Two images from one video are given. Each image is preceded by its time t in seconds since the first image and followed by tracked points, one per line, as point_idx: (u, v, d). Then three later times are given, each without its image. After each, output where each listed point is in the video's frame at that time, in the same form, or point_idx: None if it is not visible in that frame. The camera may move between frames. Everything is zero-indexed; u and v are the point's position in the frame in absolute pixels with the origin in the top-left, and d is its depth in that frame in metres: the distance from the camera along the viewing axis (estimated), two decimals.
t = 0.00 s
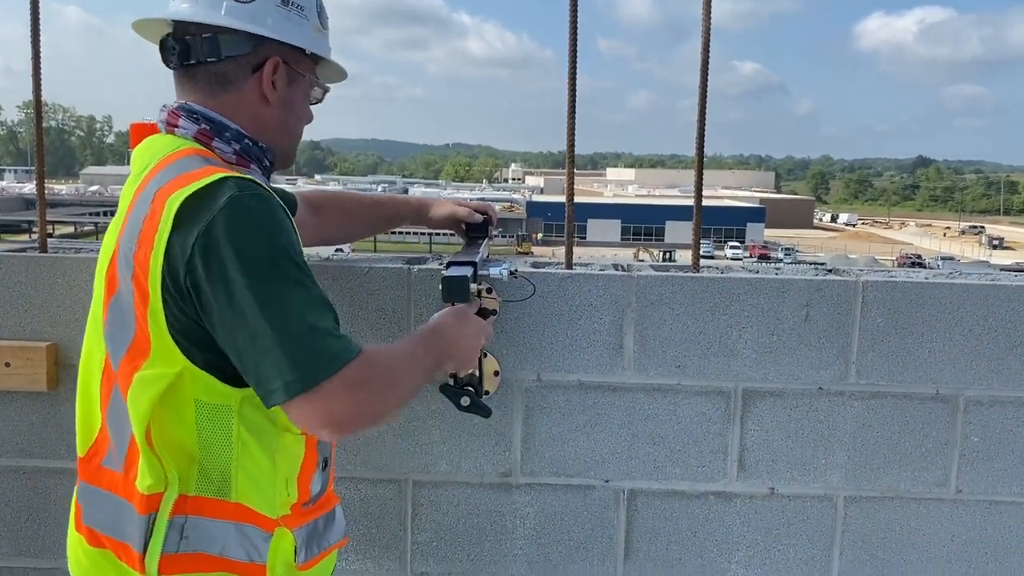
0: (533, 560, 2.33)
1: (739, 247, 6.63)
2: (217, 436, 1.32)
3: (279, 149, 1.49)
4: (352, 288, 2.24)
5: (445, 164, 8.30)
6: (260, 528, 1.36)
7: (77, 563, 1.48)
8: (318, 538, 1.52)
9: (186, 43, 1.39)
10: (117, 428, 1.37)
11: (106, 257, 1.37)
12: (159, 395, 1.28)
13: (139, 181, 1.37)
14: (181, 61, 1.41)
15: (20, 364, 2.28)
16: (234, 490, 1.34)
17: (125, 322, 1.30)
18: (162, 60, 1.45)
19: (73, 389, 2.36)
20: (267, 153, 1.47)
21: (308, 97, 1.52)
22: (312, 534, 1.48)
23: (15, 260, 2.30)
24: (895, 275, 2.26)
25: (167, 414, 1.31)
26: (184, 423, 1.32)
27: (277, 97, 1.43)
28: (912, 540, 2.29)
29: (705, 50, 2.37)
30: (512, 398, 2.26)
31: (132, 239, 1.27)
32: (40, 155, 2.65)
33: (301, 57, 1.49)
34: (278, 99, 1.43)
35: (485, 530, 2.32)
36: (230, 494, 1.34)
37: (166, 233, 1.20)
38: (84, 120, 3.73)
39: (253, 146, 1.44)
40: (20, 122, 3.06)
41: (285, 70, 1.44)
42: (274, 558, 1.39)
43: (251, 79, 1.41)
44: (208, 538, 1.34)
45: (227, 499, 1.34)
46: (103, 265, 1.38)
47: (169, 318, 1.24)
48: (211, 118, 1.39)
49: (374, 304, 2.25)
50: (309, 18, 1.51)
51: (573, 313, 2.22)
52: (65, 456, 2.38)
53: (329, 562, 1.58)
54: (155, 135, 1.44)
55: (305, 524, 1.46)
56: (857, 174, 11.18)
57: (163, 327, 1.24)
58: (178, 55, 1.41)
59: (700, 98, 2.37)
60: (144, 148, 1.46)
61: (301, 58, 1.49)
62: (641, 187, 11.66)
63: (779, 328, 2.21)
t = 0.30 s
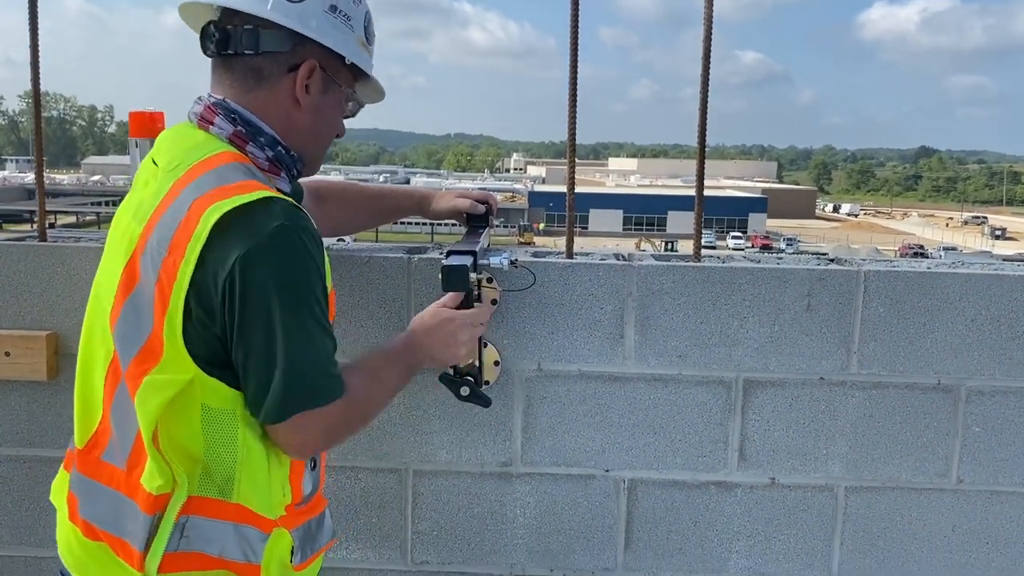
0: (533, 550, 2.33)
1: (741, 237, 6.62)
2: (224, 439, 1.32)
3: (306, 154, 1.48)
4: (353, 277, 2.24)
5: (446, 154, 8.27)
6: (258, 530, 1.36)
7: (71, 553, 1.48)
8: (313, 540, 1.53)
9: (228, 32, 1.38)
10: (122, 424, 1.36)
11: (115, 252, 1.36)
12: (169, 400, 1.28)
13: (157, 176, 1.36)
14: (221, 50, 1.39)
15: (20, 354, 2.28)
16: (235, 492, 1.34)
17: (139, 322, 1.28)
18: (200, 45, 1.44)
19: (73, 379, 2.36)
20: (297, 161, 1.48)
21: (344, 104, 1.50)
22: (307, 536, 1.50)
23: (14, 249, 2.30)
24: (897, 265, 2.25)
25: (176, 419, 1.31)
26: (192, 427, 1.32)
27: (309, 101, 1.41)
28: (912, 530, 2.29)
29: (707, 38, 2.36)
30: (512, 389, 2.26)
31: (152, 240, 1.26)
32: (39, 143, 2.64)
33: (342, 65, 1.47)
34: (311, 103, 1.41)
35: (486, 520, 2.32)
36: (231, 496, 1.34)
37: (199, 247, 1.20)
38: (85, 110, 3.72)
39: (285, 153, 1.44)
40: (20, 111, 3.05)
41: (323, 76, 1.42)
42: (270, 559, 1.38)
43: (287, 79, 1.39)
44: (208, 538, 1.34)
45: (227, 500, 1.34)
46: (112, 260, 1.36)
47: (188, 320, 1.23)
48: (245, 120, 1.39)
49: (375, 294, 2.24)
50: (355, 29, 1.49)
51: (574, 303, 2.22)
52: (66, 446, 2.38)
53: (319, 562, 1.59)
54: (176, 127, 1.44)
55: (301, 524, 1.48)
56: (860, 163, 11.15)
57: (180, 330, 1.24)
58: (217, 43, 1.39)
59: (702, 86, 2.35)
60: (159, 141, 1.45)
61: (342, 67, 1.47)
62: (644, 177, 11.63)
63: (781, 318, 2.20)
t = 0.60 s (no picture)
0: (532, 542, 2.33)
1: (743, 231, 6.60)
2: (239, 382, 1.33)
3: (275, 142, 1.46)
4: (350, 270, 2.23)
5: (448, 147, 8.25)
6: (276, 479, 1.37)
7: (83, 528, 1.45)
8: (331, 498, 1.52)
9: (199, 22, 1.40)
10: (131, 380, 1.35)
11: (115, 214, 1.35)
12: (189, 337, 1.28)
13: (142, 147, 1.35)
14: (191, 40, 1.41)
15: (18, 346, 2.28)
16: (250, 438, 1.35)
17: (146, 267, 1.27)
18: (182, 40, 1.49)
19: (70, 372, 2.35)
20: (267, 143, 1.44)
21: (312, 96, 1.49)
22: (325, 491, 1.50)
23: (11, 241, 2.29)
24: (896, 258, 2.24)
25: (191, 362, 1.31)
26: (207, 370, 1.32)
27: (273, 85, 1.40)
28: (912, 523, 2.28)
29: (706, 30, 2.34)
30: (510, 381, 2.26)
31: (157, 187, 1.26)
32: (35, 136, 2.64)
33: (309, 54, 1.45)
34: (274, 87, 1.40)
35: (484, 512, 2.32)
36: (247, 443, 1.35)
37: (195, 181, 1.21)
38: (85, 103, 3.71)
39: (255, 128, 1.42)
40: (19, 104, 3.04)
41: (287, 62, 1.41)
42: (287, 509, 1.40)
43: (250, 63, 1.39)
44: (225, 487, 1.35)
45: (243, 447, 1.35)
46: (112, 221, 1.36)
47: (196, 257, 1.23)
48: (220, 90, 1.38)
49: (371, 286, 2.24)
50: (325, 22, 1.47)
51: (571, 296, 2.21)
52: (64, 438, 2.38)
53: (340, 524, 1.59)
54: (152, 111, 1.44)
55: (318, 480, 1.47)
56: (862, 156, 11.12)
57: (193, 266, 1.24)
58: (190, 34, 1.41)
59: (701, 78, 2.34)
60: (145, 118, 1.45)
61: (308, 56, 1.45)
62: (646, 170, 11.61)
63: (780, 310, 2.19)
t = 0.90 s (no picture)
0: (528, 541, 2.33)
1: (743, 227, 6.59)
2: (224, 428, 1.32)
3: (305, 160, 1.44)
4: (346, 269, 2.22)
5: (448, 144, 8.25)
6: (250, 521, 1.39)
7: (53, 537, 1.43)
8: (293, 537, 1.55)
9: (235, 31, 1.36)
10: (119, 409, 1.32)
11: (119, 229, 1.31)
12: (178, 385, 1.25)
13: (165, 159, 1.31)
14: (227, 48, 1.37)
15: (13, 345, 2.28)
16: (230, 481, 1.36)
17: (141, 312, 1.24)
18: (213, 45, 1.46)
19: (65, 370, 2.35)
20: (295, 162, 1.43)
21: (344, 113, 1.47)
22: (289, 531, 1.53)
23: (6, 240, 2.29)
24: (893, 255, 2.23)
25: (180, 405, 1.29)
26: (195, 414, 1.30)
27: (310, 105, 1.38)
28: (909, 521, 2.28)
29: (702, 27, 2.34)
30: (507, 379, 2.25)
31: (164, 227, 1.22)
32: (31, 134, 2.63)
33: (345, 73, 1.44)
34: (312, 106, 1.38)
35: (481, 511, 2.32)
36: (226, 485, 1.36)
37: (210, 231, 1.16)
38: (83, 101, 3.71)
39: (285, 152, 1.40)
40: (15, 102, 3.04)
41: (325, 81, 1.39)
42: (258, 551, 1.41)
43: (288, 80, 1.36)
44: (201, 527, 1.35)
45: (222, 489, 1.35)
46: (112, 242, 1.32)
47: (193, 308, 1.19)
48: (250, 115, 1.36)
49: (367, 285, 2.23)
50: (362, 39, 1.46)
51: (568, 294, 2.20)
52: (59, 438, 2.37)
53: (297, 560, 1.62)
54: (177, 117, 1.40)
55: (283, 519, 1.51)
56: (862, 153, 11.11)
57: (189, 320, 1.20)
58: (224, 41, 1.37)
59: (697, 75, 2.33)
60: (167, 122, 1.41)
61: (344, 75, 1.44)
62: (646, 168, 11.60)
63: (776, 308, 2.19)
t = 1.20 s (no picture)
0: (527, 543, 2.33)
1: (743, 229, 6.59)
2: (216, 432, 1.32)
3: (298, 158, 1.46)
4: (345, 271, 2.23)
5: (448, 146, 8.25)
6: (247, 526, 1.39)
7: (55, 543, 1.45)
8: (301, 540, 1.55)
9: (227, 30, 1.37)
10: (112, 413, 1.33)
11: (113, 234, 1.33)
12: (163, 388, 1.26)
13: (154, 162, 1.32)
14: (219, 48, 1.38)
15: (12, 348, 2.28)
16: (225, 486, 1.36)
17: (128, 315, 1.25)
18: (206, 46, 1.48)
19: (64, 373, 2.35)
20: (288, 160, 1.45)
21: (337, 110, 1.48)
22: (294, 537, 1.52)
23: (5, 243, 2.29)
24: (891, 257, 2.23)
25: (168, 409, 1.30)
26: (185, 418, 1.31)
27: (303, 102, 1.39)
28: (908, 523, 2.28)
29: (700, 29, 2.34)
30: (506, 381, 2.25)
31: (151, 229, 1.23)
32: (30, 137, 2.63)
33: (337, 70, 1.45)
34: (305, 104, 1.39)
35: (480, 513, 2.32)
36: (222, 490, 1.36)
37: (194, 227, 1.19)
38: (84, 103, 3.72)
39: (277, 150, 1.41)
40: (14, 105, 3.04)
41: (318, 78, 1.40)
42: (257, 557, 1.41)
43: (281, 78, 1.38)
44: (197, 532, 1.35)
45: (218, 493, 1.36)
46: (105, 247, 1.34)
47: (181, 309, 1.21)
48: (239, 113, 1.36)
49: (366, 287, 2.23)
50: (354, 36, 1.48)
51: (566, 296, 2.20)
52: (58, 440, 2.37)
53: (307, 564, 1.62)
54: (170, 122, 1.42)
55: (288, 525, 1.49)
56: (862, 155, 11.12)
57: (174, 320, 1.22)
58: (218, 41, 1.38)
59: (695, 77, 2.33)
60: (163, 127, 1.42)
61: (337, 71, 1.45)
62: (646, 169, 11.60)
63: (775, 309, 2.19)
